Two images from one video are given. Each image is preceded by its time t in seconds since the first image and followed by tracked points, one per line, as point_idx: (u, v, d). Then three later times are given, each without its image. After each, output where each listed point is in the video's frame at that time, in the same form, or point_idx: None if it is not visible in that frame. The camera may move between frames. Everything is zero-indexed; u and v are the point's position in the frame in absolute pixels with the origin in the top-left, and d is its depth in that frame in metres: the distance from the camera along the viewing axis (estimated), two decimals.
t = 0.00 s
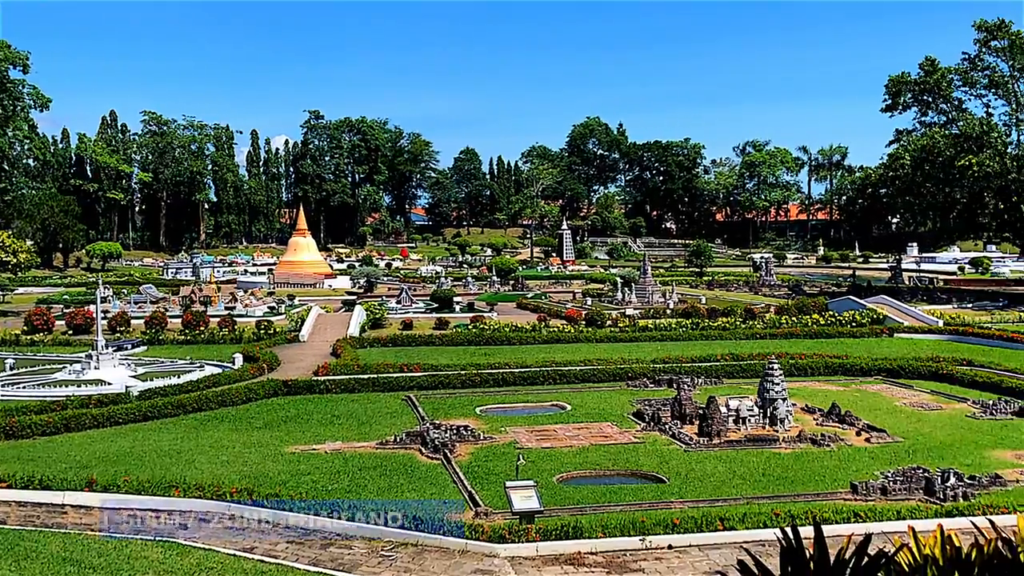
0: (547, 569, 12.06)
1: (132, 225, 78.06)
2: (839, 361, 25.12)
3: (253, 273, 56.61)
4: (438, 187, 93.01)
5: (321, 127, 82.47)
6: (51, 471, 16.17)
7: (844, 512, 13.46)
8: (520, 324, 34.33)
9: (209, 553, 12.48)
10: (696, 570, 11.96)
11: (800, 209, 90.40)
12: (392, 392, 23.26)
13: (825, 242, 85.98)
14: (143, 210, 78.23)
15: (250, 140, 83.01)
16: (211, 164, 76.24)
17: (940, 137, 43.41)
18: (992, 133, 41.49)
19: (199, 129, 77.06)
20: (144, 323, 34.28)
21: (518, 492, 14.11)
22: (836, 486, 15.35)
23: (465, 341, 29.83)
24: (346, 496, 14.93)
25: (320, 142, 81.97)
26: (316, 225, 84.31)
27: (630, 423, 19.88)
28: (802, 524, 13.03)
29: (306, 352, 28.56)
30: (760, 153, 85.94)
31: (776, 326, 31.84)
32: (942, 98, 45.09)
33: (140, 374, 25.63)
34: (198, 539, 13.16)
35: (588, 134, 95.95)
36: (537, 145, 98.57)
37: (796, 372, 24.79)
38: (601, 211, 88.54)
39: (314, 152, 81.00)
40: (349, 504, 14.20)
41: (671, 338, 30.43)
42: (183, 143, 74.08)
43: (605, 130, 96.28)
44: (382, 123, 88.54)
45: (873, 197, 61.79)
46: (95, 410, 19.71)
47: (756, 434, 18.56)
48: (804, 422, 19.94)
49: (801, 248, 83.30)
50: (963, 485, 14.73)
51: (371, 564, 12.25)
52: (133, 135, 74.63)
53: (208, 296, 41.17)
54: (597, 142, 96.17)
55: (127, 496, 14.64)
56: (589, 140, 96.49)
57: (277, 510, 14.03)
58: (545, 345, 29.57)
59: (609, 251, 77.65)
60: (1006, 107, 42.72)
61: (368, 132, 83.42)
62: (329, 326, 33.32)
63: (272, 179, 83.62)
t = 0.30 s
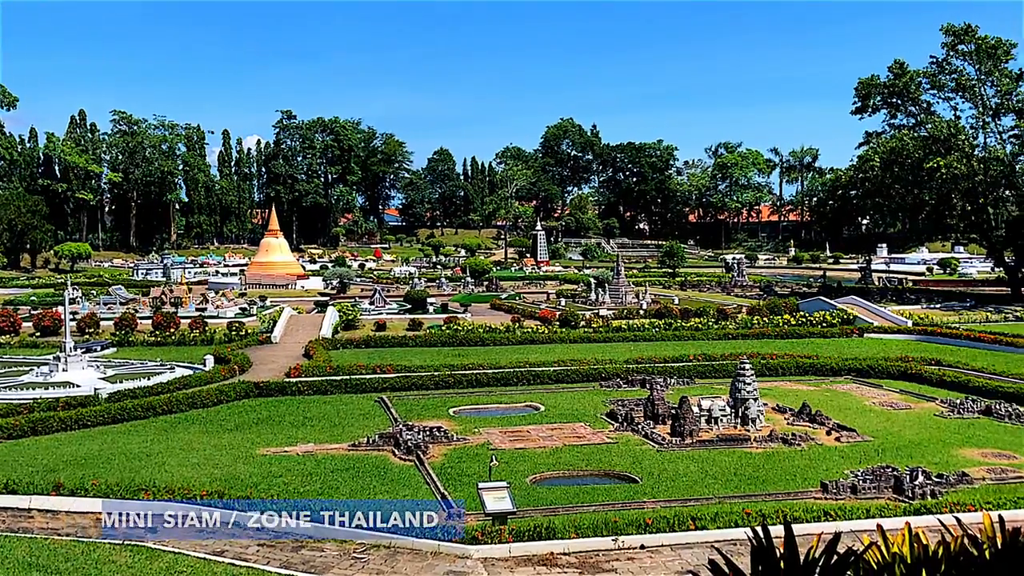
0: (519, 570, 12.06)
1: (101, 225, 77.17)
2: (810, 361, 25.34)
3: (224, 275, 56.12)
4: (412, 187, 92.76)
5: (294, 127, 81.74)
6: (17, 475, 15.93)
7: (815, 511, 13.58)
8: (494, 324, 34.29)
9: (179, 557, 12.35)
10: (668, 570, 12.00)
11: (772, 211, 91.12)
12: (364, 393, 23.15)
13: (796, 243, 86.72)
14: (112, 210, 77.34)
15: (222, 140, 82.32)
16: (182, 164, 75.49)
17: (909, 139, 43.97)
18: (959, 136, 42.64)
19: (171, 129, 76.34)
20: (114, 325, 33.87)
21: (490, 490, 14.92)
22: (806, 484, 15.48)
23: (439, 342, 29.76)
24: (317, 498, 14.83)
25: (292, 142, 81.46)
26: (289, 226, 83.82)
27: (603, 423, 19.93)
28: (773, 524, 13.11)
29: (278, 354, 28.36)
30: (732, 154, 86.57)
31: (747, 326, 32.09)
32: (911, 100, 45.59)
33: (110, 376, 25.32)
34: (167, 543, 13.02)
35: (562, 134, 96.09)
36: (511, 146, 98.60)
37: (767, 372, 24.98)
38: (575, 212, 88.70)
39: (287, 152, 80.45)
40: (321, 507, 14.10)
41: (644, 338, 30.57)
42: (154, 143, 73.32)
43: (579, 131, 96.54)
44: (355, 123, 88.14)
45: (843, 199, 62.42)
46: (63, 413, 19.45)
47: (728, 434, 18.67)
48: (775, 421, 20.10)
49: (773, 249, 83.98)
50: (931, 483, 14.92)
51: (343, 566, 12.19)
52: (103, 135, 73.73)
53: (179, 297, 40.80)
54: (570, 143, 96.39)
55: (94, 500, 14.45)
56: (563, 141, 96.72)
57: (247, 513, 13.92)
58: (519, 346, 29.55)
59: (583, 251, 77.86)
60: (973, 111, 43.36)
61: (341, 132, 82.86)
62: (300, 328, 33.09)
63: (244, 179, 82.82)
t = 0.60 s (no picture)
0: (492, 571, 12.03)
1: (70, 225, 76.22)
2: (780, 360, 25.55)
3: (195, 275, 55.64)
4: (385, 187, 92.43)
5: (265, 127, 81.32)
6: None
7: (785, 510, 13.69)
8: (468, 325, 34.28)
9: (148, 560, 12.20)
10: (640, 569, 12.03)
11: (744, 212, 91.77)
12: (337, 395, 23.00)
13: (768, 244, 87.40)
14: (81, 210, 76.40)
15: (193, 140, 81.57)
16: (152, 163, 74.73)
17: (879, 141, 44.53)
18: (928, 138, 43.27)
19: (141, 128, 75.60)
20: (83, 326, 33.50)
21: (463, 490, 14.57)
22: (777, 483, 15.62)
23: (412, 342, 29.69)
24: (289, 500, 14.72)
25: (264, 142, 80.92)
26: (261, 227, 83.29)
27: (576, 423, 19.95)
28: (744, 523, 13.19)
29: (250, 355, 28.11)
30: (704, 156, 87.17)
31: (719, 326, 32.30)
32: (880, 103, 46.10)
33: (78, 378, 24.98)
34: (136, 547, 12.86)
35: (536, 135, 96.36)
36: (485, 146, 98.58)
37: (739, 372, 25.15)
38: (549, 212, 88.82)
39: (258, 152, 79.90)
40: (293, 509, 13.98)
41: (617, 338, 30.66)
42: (124, 142, 72.52)
43: (553, 132, 96.74)
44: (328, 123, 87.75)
45: (814, 200, 63.01)
46: (28, 416, 19.15)
47: (700, 433, 18.77)
48: (746, 421, 20.24)
49: (745, 249, 84.61)
50: (900, 481, 15.07)
51: (315, 569, 12.11)
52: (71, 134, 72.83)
53: (149, 299, 40.39)
54: (544, 144, 96.61)
55: (61, 503, 14.23)
56: (536, 142, 96.88)
57: (220, 515, 13.76)
58: (493, 347, 29.51)
59: (557, 252, 78.02)
60: (941, 113, 43.94)
61: (313, 132, 82.39)
62: (273, 328, 32.85)
63: (215, 179, 82.17)
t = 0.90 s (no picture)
0: (465, 572, 11.99)
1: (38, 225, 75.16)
2: (752, 360, 25.71)
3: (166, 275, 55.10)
4: (358, 187, 92.01)
5: (237, 126, 80.72)
6: None
7: (756, 509, 13.78)
8: (441, 326, 34.19)
9: (117, 564, 12.05)
10: (613, 569, 12.06)
11: (716, 212, 92.35)
12: (309, 396, 22.85)
13: (740, 245, 88.04)
14: (50, 210, 75.40)
15: (163, 139, 80.74)
16: (122, 163, 73.86)
17: (849, 142, 45.02)
18: (897, 140, 43.72)
19: (110, 127, 74.72)
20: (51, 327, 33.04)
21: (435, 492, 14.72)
22: (749, 482, 15.72)
23: (386, 343, 29.58)
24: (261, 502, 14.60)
25: (236, 141, 80.25)
26: (232, 227, 82.66)
27: (549, 424, 19.97)
28: (715, 522, 13.26)
29: (221, 356, 27.86)
30: (677, 157, 87.68)
31: (692, 326, 32.48)
32: (850, 105, 46.54)
33: (45, 380, 24.62)
34: (104, 550, 12.70)
35: (510, 135, 96.49)
36: (459, 147, 98.46)
37: (711, 372, 25.31)
38: (523, 213, 88.90)
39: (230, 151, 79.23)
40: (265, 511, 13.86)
41: (591, 339, 30.73)
42: (93, 142, 71.57)
43: (527, 133, 96.85)
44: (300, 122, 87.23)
45: (786, 201, 63.56)
46: None
47: (673, 432, 18.86)
48: (718, 420, 20.35)
49: (717, 249, 85.19)
50: (869, 480, 15.21)
51: (286, 571, 12.03)
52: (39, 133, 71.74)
53: (119, 299, 39.92)
54: (518, 144, 96.67)
55: (28, 508, 14.02)
56: (510, 143, 96.94)
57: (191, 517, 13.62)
58: (466, 347, 29.47)
59: (531, 253, 78.11)
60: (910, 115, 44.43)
61: (285, 131, 81.87)
62: (244, 330, 32.56)
63: (186, 179, 81.43)
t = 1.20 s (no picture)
0: (438, 573, 11.95)
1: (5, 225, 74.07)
2: (724, 360, 25.88)
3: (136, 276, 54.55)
4: (331, 187, 91.53)
5: (209, 125, 80.04)
6: None
7: (728, 507, 13.85)
8: (415, 326, 34.08)
9: (84, 568, 11.89)
10: (586, 569, 12.08)
11: (689, 213, 92.91)
12: (281, 398, 22.67)
13: (713, 245, 88.61)
14: (17, 209, 74.34)
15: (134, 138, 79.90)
16: (92, 162, 72.96)
17: (821, 144, 45.45)
18: (868, 141, 44.04)
19: (79, 126, 73.80)
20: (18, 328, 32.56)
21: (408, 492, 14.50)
22: (721, 481, 15.82)
23: (359, 343, 29.46)
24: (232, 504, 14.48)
25: (207, 140, 79.60)
26: (204, 227, 81.96)
27: (523, 424, 19.96)
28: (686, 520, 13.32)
29: (192, 357, 27.60)
30: (651, 158, 88.13)
31: (665, 326, 32.64)
32: (821, 106, 46.96)
33: (12, 382, 24.27)
34: (72, 554, 12.52)
35: (484, 135, 96.55)
36: (433, 146, 98.27)
37: (684, 371, 25.44)
38: (497, 214, 88.92)
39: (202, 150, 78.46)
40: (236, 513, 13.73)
41: (564, 339, 30.80)
42: (62, 140, 70.57)
43: (500, 133, 96.93)
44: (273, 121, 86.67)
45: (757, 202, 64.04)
46: None
47: (646, 432, 18.93)
48: (691, 420, 20.46)
49: (690, 250, 85.70)
50: (839, 478, 15.33)
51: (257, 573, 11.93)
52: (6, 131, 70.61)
53: (87, 300, 39.44)
54: (492, 144, 96.71)
55: None
56: (484, 143, 96.96)
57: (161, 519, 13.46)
58: (440, 348, 29.43)
59: (505, 253, 78.13)
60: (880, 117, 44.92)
61: (257, 130, 81.29)
62: (215, 330, 32.27)
63: (157, 178, 80.62)
